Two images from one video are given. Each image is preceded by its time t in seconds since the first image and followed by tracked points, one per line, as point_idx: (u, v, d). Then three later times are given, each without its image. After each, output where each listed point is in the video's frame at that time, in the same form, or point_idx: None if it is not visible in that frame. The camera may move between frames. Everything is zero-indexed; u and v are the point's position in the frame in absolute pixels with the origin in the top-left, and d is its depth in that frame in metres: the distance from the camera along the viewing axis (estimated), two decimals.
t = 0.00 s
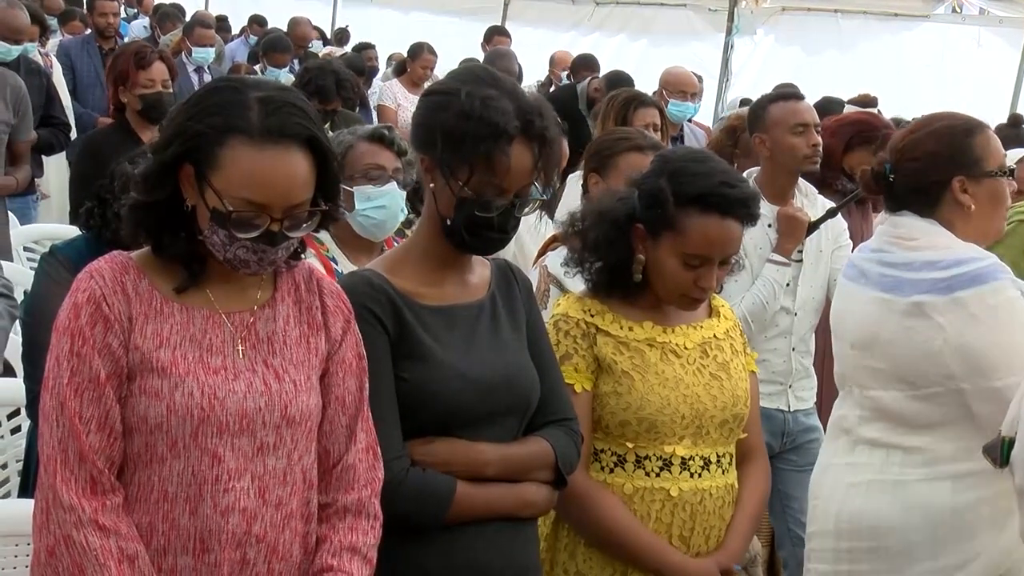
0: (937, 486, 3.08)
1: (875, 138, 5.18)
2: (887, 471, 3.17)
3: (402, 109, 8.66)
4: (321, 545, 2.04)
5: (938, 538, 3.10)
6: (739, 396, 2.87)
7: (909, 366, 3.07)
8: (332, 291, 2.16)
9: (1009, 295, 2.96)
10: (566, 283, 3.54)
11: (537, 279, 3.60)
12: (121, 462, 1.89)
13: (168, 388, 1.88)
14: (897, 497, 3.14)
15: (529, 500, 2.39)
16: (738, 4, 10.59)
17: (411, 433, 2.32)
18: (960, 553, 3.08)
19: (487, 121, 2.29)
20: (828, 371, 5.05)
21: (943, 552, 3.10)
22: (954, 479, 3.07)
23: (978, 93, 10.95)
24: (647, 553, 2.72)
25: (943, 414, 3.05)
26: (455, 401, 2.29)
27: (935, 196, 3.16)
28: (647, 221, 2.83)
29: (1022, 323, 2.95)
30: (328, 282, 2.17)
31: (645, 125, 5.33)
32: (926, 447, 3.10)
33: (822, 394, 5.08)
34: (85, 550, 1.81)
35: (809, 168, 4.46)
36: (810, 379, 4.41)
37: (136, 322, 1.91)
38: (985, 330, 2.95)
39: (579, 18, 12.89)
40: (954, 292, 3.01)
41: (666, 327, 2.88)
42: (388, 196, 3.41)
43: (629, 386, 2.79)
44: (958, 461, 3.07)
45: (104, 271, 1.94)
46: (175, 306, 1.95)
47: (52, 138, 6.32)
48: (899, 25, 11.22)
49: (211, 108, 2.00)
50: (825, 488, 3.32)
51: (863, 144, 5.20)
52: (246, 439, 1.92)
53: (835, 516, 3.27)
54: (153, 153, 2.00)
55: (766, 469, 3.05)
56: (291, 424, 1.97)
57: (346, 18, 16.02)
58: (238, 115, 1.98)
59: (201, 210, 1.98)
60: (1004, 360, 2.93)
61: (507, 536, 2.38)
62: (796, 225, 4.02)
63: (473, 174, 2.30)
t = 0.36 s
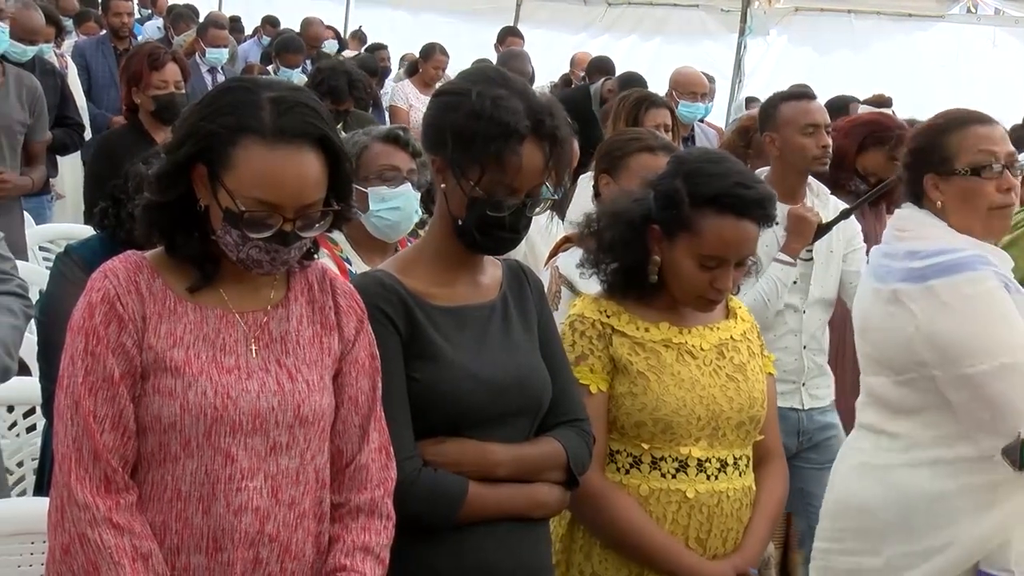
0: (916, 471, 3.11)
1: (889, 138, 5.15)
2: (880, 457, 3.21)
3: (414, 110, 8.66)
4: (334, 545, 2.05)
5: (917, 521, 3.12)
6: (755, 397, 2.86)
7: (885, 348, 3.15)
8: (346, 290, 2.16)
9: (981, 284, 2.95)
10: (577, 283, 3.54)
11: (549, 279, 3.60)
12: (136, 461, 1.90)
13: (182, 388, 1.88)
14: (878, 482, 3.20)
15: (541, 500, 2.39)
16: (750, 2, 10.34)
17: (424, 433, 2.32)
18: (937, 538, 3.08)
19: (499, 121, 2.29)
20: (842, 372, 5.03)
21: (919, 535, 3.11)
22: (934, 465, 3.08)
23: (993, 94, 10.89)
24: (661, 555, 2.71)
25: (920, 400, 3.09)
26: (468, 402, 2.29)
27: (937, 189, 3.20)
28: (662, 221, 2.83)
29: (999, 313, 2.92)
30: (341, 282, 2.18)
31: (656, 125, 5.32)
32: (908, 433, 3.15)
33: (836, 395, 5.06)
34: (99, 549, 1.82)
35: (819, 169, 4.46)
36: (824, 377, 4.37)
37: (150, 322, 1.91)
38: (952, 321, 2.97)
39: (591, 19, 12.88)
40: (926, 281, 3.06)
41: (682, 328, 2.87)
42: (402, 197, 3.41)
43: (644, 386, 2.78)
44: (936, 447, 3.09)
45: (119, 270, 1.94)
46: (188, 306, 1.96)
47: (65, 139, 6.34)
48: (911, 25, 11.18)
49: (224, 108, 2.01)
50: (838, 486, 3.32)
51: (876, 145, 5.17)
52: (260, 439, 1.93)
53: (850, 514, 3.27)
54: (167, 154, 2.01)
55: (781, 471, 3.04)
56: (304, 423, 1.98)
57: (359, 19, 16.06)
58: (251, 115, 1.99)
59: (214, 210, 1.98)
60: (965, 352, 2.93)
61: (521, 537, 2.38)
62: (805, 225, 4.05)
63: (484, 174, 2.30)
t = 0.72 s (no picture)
0: (912, 460, 3.11)
1: (922, 139, 5.12)
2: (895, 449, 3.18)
3: (444, 110, 8.67)
4: (364, 545, 2.05)
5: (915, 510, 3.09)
6: (786, 399, 2.84)
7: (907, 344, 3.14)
8: (375, 291, 2.17)
9: (972, 278, 2.91)
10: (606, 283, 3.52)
11: (578, 280, 3.59)
12: (167, 461, 1.91)
13: (213, 389, 1.89)
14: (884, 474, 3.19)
15: (570, 501, 2.38)
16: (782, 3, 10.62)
17: (452, 433, 2.32)
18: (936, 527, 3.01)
19: (527, 122, 2.29)
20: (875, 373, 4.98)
21: (916, 521, 3.09)
22: (930, 455, 3.07)
23: None
24: (690, 556, 2.70)
25: (916, 391, 3.07)
26: (498, 402, 2.29)
27: (960, 186, 3.17)
28: (695, 221, 2.81)
29: (990, 307, 2.88)
30: (371, 283, 2.18)
31: (686, 125, 5.29)
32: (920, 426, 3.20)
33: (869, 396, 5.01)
34: (131, 548, 1.83)
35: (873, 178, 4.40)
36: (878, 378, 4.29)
37: (181, 323, 1.92)
38: (939, 313, 2.95)
39: (621, 18, 12.85)
40: (920, 274, 3.02)
41: (713, 328, 2.85)
42: (433, 198, 3.41)
43: (674, 386, 2.77)
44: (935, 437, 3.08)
45: (150, 271, 1.96)
46: (219, 307, 1.97)
47: (99, 139, 6.39)
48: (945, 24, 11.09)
49: (254, 109, 2.01)
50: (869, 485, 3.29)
51: (909, 145, 5.12)
52: (290, 440, 1.93)
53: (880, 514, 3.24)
54: (198, 155, 2.02)
55: (814, 471, 3.02)
56: (333, 424, 1.98)
57: (390, 19, 16.11)
58: (282, 117, 1.99)
59: (245, 211, 1.99)
60: (948, 345, 2.93)
61: (549, 537, 2.37)
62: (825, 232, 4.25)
63: (512, 174, 2.30)
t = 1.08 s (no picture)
0: (909, 454, 3.22)
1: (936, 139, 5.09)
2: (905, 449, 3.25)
3: (457, 111, 8.67)
4: (376, 545, 2.05)
5: (908, 501, 3.19)
6: (797, 398, 2.83)
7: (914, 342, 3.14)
8: (387, 291, 2.17)
9: (962, 276, 3.01)
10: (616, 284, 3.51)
11: (589, 280, 3.59)
12: (180, 461, 1.92)
13: (226, 389, 1.89)
14: (888, 469, 3.28)
15: (582, 501, 2.38)
16: (795, 3, 11.05)
17: (464, 433, 2.32)
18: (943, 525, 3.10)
19: (538, 121, 2.28)
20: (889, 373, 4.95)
21: (911, 512, 3.18)
22: (929, 449, 3.17)
23: None
24: (702, 556, 2.69)
25: (914, 383, 3.17)
26: (509, 402, 2.28)
27: (971, 188, 3.22)
28: (703, 221, 2.80)
29: (976, 302, 2.98)
30: (382, 283, 2.18)
31: (698, 124, 5.27)
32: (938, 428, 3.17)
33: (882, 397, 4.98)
34: (144, 549, 1.84)
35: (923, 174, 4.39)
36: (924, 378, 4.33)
37: (194, 323, 1.93)
38: (929, 306, 3.06)
39: (635, 17, 12.84)
40: (919, 271, 3.15)
41: (723, 328, 2.84)
42: (443, 197, 3.41)
43: (685, 387, 2.76)
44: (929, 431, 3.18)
45: (163, 272, 1.96)
46: (231, 307, 1.97)
47: (114, 139, 6.40)
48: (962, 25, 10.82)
49: (267, 109, 2.01)
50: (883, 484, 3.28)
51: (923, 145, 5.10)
52: (302, 440, 1.94)
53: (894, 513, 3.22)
54: (211, 155, 2.02)
55: (824, 472, 3.01)
56: (345, 425, 1.98)
57: (404, 20, 16.14)
58: (293, 117, 1.99)
59: (257, 211, 1.99)
60: (936, 335, 3.03)
61: (560, 537, 2.37)
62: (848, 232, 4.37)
63: (524, 173, 2.30)
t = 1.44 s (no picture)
0: (924, 451, 3.19)
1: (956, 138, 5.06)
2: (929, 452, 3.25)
3: (473, 112, 8.66)
4: (392, 545, 2.05)
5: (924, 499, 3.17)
6: (813, 399, 2.82)
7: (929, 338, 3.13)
8: (402, 292, 2.17)
9: (979, 273, 2.99)
10: (630, 285, 3.50)
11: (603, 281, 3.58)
12: (196, 461, 1.92)
13: (242, 389, 1.89)
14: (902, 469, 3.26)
15: (598, 501, 2.37)
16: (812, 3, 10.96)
17: (480, 434, 2.32)
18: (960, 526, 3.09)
19: (553, 120, 2.28)
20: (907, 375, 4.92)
21: (926, 509, 3.16)
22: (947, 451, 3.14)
23: None
24: (719, 557, 2.67)
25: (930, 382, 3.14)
26: (525, 402, 2.28)
27: (995, 186, 3.20)
28: (719, 222, 2.79)
29: (991, 299, 2.96)
30: (397, 283, 2.18)
31: (714, 124, 5.25)
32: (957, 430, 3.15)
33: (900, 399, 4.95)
34: (161, 549, 1.84)
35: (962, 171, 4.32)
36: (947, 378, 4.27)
37: (210, 323, 1.93)
38: (949, 304, 3.02)
39: (651, 17, 12.81)
40: (937, 269, 3.12)
41: (739, 329, 2.83)
42: (458, 197, 3.41)
43: (702, 388, 2.74)
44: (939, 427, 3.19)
45: (179, 272, 1.96)
46: (248, 307, 1.97)
47: (131, 139, 6.41)
48: (979, 24, 10.66)
49: (282, 109, 2.01)
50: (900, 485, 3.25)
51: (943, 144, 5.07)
52: (318, 440, 1.94)
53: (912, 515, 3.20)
54: (226, 155, 2.02)
55: (839, 473, 3.00)
56: (361, 425, 1.98)
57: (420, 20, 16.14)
58: (309, 117, 1.99)
59: (273, 212, 1.99)
60: (950, 333, 3.01)
61: (576, 538, 2.36)
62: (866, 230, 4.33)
63: (539, 173, 2.29)
